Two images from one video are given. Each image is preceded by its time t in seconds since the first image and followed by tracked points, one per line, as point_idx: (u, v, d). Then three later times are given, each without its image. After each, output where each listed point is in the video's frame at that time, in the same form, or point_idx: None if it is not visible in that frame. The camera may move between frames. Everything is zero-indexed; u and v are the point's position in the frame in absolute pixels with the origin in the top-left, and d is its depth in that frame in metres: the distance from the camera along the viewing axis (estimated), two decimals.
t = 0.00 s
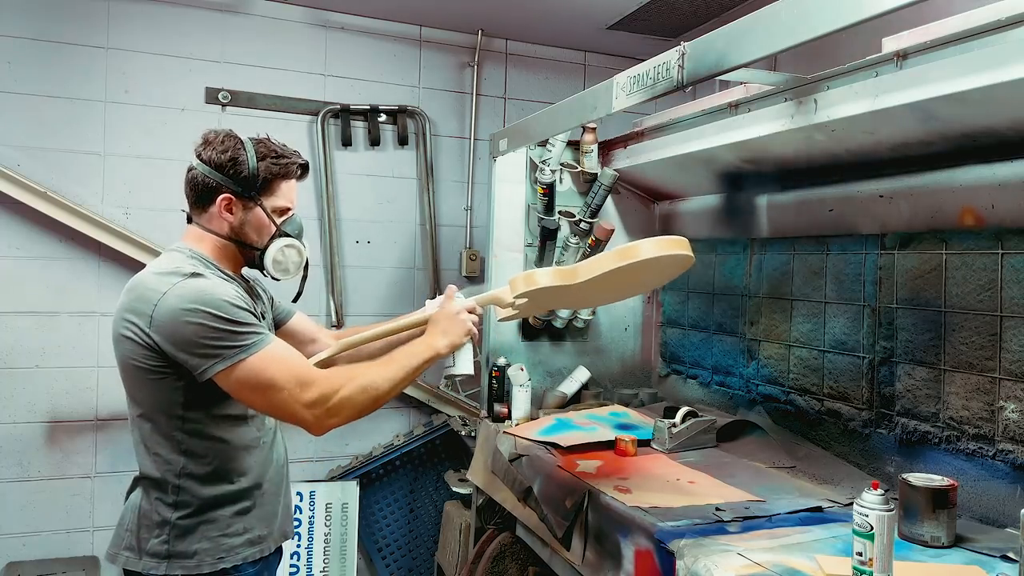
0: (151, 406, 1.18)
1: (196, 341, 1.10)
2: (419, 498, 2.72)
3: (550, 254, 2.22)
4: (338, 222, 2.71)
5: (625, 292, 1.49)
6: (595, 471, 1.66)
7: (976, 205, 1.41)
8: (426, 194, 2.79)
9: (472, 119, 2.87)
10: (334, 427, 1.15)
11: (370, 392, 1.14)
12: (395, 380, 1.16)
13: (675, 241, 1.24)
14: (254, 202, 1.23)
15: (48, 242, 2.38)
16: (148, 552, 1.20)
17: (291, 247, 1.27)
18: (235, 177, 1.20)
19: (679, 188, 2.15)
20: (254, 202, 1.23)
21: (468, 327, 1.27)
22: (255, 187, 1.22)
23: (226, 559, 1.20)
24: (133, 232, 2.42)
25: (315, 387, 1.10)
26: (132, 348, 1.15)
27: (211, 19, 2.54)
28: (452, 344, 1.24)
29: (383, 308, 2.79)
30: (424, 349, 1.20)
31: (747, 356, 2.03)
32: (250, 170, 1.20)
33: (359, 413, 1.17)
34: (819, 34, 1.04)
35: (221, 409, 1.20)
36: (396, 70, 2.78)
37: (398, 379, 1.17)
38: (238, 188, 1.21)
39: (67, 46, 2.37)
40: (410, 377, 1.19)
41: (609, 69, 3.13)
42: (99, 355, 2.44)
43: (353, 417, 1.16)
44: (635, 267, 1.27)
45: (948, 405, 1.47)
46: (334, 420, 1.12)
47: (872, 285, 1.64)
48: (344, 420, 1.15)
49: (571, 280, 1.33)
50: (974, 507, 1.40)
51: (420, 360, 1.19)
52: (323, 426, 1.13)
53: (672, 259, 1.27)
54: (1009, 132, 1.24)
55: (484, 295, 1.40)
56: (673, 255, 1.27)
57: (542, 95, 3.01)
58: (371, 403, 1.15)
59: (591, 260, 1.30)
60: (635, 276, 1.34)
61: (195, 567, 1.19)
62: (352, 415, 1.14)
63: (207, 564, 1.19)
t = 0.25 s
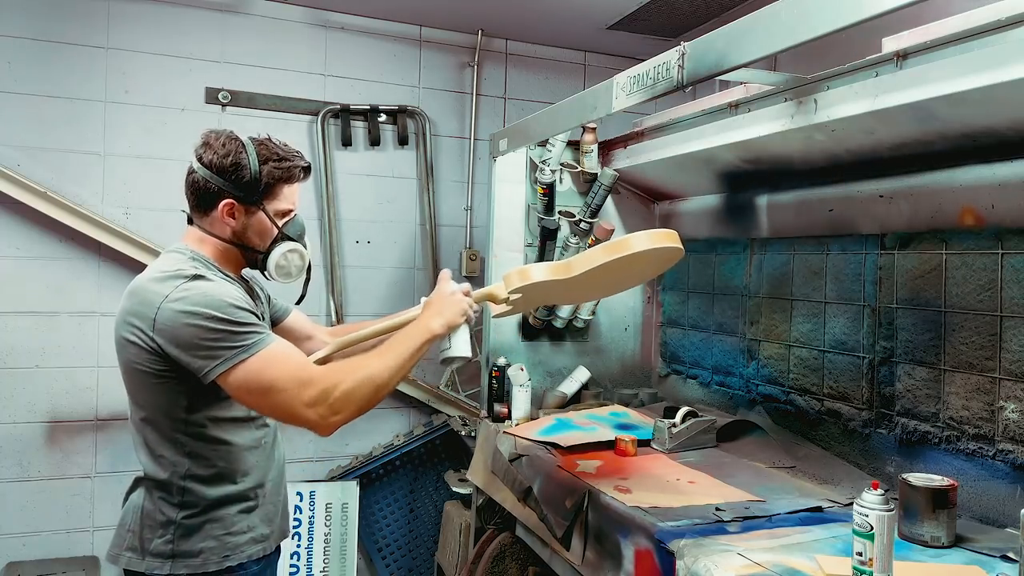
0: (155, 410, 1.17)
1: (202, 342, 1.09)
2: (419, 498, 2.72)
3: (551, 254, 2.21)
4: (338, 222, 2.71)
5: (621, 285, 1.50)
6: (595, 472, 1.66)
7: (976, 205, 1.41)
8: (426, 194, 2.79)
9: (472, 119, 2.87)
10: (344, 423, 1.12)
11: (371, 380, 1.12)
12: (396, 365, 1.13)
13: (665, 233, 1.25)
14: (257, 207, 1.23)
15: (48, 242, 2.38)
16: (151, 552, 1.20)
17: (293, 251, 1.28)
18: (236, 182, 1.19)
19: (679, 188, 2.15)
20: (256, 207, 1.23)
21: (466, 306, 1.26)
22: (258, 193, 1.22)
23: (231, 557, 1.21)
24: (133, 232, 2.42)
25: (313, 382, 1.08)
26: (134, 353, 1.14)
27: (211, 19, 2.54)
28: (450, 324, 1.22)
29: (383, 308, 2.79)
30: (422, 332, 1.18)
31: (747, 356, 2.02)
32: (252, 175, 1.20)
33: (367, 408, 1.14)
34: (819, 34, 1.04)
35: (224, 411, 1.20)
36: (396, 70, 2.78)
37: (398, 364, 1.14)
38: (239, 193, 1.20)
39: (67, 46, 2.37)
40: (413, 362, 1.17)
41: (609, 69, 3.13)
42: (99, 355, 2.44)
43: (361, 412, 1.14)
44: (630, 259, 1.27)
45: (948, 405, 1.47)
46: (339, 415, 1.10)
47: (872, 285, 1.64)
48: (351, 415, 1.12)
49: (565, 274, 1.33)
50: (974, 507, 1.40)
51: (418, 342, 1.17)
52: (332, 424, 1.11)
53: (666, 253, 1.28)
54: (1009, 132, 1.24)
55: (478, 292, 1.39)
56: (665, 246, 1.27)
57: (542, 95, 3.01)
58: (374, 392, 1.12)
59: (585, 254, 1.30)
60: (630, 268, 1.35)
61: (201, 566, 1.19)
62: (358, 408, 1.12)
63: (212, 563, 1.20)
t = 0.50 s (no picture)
0: (156, 413, 1.17)
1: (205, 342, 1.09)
2: (419, 498, 2.72)
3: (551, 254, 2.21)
4: (338, 222, 2.71)
5: (618, 278, 1.50)
6: (595, 471, 1.66)
7: (975, 205, 1.41)
8: (426, 194, 2.79)
9: (473, 119, 2.87)
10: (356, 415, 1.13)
11: (382, 371, 1.13)
12: (407, 355, 1.16)
13: (658, 228, 1.26)
14: (255, 212, 1.23)
15: (48, 242, 2.38)
16: (151, 551, 1.20)
17: (291, 256, 1.29)
18: (234, 186, 1.19)
19: (679, 188, 2.15)
20: (255, 213, 1.23)
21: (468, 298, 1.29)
22: (257, 199, 1.22)
23: (233, 557, 1.22)
24: (133, 232, 2.42)
25: (329, 372, 1.09)
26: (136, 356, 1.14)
27: (211, 19, 2.54)
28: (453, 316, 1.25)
29: (383, 308, 2.79)
30: (429, 323, 1.20)
31: (747, 356, 2.02)
32: (250, 179, 1.19)
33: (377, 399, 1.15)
34: (819, 34, 1.04)
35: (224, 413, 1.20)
36: (395, 70, 2.78)
37: (408, 355, 1.16)
38: (237, 199, 1.20)
39: (67, 46, 2.37)
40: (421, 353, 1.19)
41: (609, 69, 3.14)
42: (99, 355, 2.44)
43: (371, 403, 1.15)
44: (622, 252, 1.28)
45: (948, 405, 1.47)
46: (352, 406, 1.11)
47: (872, 286, 1.64)
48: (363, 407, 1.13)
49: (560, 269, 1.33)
50: (974, 507, 1.40)
51: (426, 333, 1.19)
52: (346, 415, 1.11)
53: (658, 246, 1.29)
54: (1009, 132, 1.24)
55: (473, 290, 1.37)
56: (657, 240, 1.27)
57: (542, 95, 3.01)
58: (386, 381, 1.14)
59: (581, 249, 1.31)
60: (624, 262, 1.36)
61: (202, 566, 1.19)
62: (369, 399, 1.13)
63: (214, 562, 1.20)
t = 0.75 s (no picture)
0: (159, 415, 1.16)
1: (192, 353, 1.06)
2: (419, 498, 2.72)
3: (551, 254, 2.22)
4: (338, 222, 2.71)
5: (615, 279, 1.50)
6: (595, 471, 1.66)
7: (975, 204, 1.41)
8: (426, 194, 2.79)
9: (473, 119, 2.87)
10: (313, 454, 1.06)
11: (334, 405, 1.05)
12: (359, 384, 1.08)
13: (656, 226, 1.26)
14: (260, 208, 1.23)
15: (48, 242, 2.38)
16: (155, 552, 1.20)
17: (297, 251, 1.29)
18: (238, 184, 1.19)
19: (679, 188, 2.15)
20: (259, 209, 1.23)
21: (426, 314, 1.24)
22: (260, 195, 1.22)
23: (239, 556, 1.22)
24: (133, 232, 2.42)
25: (276, 407, 1.03)
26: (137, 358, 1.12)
27: (211, 19, 2.54)
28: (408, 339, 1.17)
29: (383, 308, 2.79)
30: (383, 346, 1.13)
31: (747, 356, 2.02)
32: (253, 176, 1.19)
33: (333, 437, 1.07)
34: (819, 34, 1.04)
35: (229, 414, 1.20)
36: (396, 70, 2.78)
37: (362, 383, 1.09)
38: (241, 196, 1.20)
39: (67, 46, 2.37)
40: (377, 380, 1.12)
41: (609, 69, 3.13)
42: (99, 355, 2.44)
43: (327, 440, 1.07)
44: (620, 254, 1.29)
45: (948, 405, 1.47)
46: (302, 443, 1.04)
47: (872, 285, 1.64)
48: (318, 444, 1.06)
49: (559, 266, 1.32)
50: (974, 507, 1.40)
51: (382, 360, 1.12)
52: (303, 455, 1.05)
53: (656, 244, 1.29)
54: (1009, 132, 1.24)
55: (472, 284, 1.36)
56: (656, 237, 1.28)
57: (542, 95, 3.01)
58: (340, 415, 1.06)
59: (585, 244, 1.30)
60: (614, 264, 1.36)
61: (208, 566, 1.20)
62: (323, 436, 1.06)
63: (220, 562, 1.20)
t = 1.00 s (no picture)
0: (167, 417, 1.16)
1: (184, 364, 1.03)
2: (419, 498, 2.72)
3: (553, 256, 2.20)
4: (338, 222, 2.71)
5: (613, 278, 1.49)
6: (595, 471, 1.66)
7: (975, 204, 1.41)
8: (426, 194, 2.79)
9: (473, 119, 2.87)
10: (267, 485, 1.05)
11: (296, 442, 1.03)
12: (324, 421, 1.06)
13: (653, 200, 1.33)
14: (265, 202, 1.23)
15: (48, 242, 2.38)
16: (158, 552, 1.19)
17: (307, 242, 1.30)
18: (243, 180, 1.19)
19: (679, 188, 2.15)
20: (264, 203, 1.23)
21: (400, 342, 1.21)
22: (264, 187, 1.22)
23: (242, 558, 1.22)
24: (133, 232, 2.42)
25: (238, 436, 1.00)
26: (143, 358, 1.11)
27: (211, 19, 2.54)
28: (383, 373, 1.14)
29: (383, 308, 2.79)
30: (356, 380, 1.09)
31: (747, 356, 2.02)
32: (256, 171, 1.19)
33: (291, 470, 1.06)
34: (819, 34, 1.04)
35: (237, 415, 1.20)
36: (396, 70, 2.78)
37: (328, 418, 1.06)
38: (247, 191, 1.20)
39: (68, 46, 2.37)
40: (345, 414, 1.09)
41: (609, 69, 3.14)
42: (99, 355, 2.44)
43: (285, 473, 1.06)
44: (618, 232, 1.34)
45: (948, 405, 1.47)
46: (258, 476, 1.02)
47: (872, 285, 1.64)
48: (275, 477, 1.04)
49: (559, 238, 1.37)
50: (974, 507, 1.40)
51: (353, 395, 1.09)
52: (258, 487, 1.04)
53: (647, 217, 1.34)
54: (1009, 132, 1.24)
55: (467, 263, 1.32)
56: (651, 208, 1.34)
57: (542, 95, 3.01)
58: (300, 451, 1.04)
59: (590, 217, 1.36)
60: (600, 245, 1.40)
61: (211, 566, 1.19)
62: (280, 470, 1.04)
63: (223, 563, 1.20)
